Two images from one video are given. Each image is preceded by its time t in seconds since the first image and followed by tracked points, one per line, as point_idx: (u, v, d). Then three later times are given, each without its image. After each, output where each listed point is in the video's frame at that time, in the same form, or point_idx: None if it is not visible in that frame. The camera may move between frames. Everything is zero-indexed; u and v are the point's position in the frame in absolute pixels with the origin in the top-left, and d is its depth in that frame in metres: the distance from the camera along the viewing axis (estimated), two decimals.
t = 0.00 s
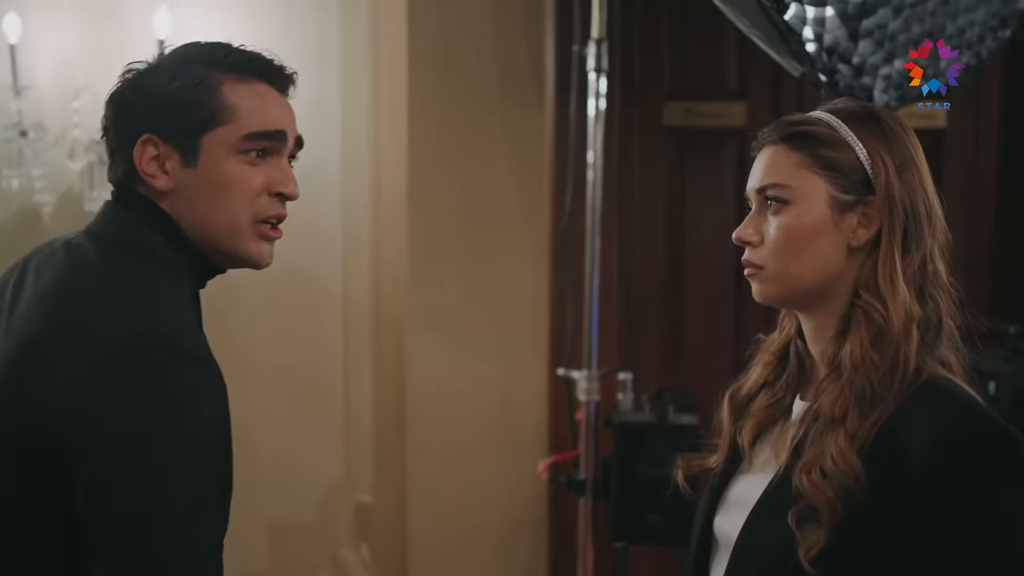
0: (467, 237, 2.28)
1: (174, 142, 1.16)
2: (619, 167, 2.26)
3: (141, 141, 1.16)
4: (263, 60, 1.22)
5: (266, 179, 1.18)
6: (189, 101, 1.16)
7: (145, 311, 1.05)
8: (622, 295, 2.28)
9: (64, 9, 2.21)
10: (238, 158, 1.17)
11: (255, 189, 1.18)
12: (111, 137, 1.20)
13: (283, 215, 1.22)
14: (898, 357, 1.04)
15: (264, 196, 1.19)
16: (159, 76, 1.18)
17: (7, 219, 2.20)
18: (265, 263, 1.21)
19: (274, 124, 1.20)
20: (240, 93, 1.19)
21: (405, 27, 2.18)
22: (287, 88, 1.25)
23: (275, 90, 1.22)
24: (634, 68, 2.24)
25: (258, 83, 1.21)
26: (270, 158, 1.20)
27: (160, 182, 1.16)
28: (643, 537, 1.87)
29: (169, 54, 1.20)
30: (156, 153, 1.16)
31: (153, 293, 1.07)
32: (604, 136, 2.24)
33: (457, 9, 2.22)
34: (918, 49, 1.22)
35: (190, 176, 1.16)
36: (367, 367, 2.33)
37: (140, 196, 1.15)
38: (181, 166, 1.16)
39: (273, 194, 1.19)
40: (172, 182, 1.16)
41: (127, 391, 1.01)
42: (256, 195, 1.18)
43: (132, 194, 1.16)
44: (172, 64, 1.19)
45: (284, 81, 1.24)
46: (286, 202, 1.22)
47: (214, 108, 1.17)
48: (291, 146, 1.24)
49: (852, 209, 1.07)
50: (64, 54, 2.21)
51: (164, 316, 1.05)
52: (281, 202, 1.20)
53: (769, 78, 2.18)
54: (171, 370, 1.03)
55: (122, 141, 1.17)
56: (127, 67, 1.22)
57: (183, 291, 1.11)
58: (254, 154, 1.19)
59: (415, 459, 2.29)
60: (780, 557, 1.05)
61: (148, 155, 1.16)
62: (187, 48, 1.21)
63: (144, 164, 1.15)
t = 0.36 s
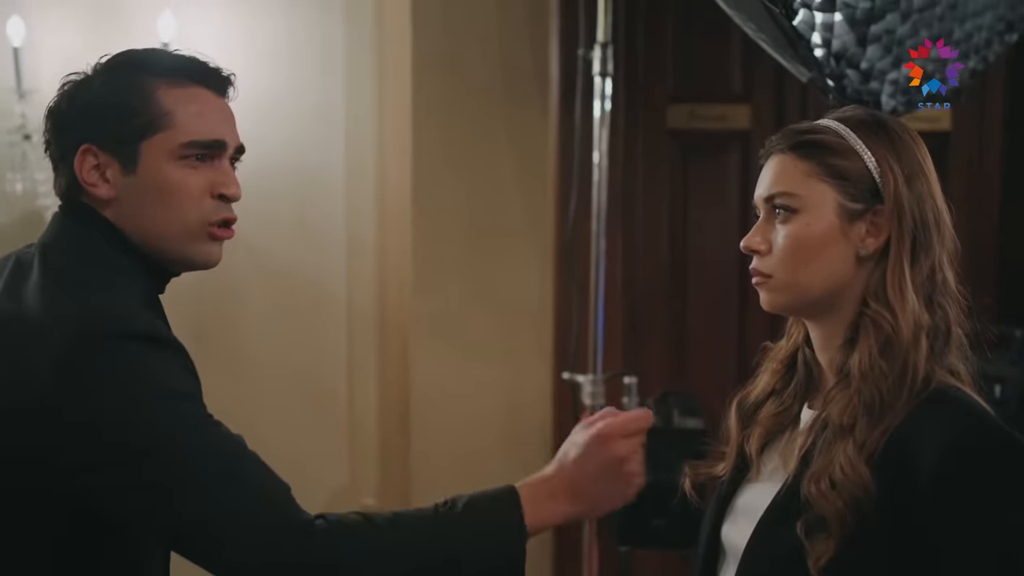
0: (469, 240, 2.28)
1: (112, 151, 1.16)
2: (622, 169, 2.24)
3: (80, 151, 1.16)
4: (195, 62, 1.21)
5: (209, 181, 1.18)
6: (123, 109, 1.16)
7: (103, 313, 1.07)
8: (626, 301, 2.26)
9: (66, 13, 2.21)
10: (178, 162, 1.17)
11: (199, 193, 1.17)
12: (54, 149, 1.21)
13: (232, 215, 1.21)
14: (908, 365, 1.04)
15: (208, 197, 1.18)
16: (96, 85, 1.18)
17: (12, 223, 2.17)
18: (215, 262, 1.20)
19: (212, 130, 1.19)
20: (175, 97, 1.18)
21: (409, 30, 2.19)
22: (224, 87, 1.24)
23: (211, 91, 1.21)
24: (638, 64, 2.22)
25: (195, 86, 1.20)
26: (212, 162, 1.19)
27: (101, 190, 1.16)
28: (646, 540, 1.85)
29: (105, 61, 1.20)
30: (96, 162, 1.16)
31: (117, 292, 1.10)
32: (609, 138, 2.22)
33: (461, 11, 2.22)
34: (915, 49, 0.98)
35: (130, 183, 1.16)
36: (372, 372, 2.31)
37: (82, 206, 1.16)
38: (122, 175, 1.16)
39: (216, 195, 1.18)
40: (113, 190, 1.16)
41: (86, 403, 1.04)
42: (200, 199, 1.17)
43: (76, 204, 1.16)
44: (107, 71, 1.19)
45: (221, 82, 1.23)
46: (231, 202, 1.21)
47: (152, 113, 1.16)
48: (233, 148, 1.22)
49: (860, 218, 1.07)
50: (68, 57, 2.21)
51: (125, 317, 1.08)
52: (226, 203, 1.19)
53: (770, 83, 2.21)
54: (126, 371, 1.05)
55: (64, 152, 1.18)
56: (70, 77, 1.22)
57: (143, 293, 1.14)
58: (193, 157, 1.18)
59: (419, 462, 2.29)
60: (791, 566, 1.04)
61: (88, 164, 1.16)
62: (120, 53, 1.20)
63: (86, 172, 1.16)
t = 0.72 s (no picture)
0: (468, 242, 2.32)
1: (112, 159, 1.00)
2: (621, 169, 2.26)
3: (79, 160, 1.01)
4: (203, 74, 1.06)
5: (206, 189, 1.01)
6: (121, 114, 1.01)
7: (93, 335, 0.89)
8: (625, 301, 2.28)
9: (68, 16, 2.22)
10: (176, 171, 1.00)
11: (194, 202, 1.00)
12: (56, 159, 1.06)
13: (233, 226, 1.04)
14: (896, 363, 1.04)
15: (205, 206, 1.01)
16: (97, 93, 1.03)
17: (14, 224, 2.19)
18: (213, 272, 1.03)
19: (213, 138, 1.02)
20: (174, 105, 1.02)
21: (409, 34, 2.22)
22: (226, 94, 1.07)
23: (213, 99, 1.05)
24: (637, 66, 2.25)
25: (194, 95, 1.03)
26: (208, 172, 1.02)
27: (100, 201, 1.00)
28: (645, 540, 1.86)
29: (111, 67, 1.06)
30: (95, 170, 1.01)
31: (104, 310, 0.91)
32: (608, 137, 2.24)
33: (462, 13, 2.27)
34: (916, 51, 0.97)
35: (129, 194, 1.00)
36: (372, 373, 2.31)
37: (83, 217, 1.01)
38: (121, 185, 1.00)
39: (213, 203, 1.01)
40: (114, 200, 1.00)
41: (75, 415, 0.88)
42: (197, 207, 1.00)
43: (76, 213, 1.01)
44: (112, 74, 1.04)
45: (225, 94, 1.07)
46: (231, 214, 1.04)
47: (148, 122, 1.01)
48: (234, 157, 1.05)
49: (849, 219, 1.08)
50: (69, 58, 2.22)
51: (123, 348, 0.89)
52: (222, 213, 1.02)
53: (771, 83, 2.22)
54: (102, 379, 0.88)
55: (64, 158, 1.03)
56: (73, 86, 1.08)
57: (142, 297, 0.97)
58: (193, 167, 1.01)
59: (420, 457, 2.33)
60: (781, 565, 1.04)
61: (87, 173, 1.01)
62: (127, 60, 1.06)
63: (84, 182, 1.01)
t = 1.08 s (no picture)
0: (473, 241, 2.33)
1: (140, 146, 0.96)
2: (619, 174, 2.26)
3: (107, 146, 0.97)
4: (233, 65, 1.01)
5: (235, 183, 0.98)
6: (147, 97, 0.97)
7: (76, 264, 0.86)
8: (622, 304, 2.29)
9: (70, 21, 2.23)
10: (203, 162, 0.97)
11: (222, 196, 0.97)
12: (81, 141, 1.02)
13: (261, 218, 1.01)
14: (883, 367, 1.03)
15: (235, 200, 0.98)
16: (124, 84, 0.98)
17: (15, 224, 2.20)
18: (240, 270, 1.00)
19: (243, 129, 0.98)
20: (207, 95, 0.98)
21: (407, 37, 2.24)
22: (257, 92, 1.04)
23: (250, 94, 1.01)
24: (634, 65, 2.25)
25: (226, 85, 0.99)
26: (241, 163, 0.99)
27: (127, 186, 0.97)
28: (645, 538, 1.89)
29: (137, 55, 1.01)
30: (123, 155, 0.97)
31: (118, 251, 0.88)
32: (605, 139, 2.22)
33: (462, 18, 2.28)
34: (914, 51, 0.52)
35: (157, 180, 0.97)
36: (371, 373, 2.37)
37: (106, 199, 0.97)
38: (149, 172, 0.97)
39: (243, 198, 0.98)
40: (140, 186, 0.97)
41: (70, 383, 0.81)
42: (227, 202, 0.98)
43: (100, 194, 0.97)
44: (139, 64, 0.99)
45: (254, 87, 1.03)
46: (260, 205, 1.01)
47: (177, 112, 0.97)
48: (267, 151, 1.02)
49: (839, 222, 1.07)
50: (72, 62, 2.23)
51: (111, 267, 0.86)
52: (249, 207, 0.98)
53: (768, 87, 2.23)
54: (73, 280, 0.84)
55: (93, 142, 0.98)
56: (98, 72, 1.03)
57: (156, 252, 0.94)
58: (222, 156, 0.98)
59: (419, 461, 2.34)
60: (769, 564, 1.03)
61: (115, 158, 0.97)
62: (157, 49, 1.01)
63: (111, 166, 0.97)
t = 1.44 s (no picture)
0: (469, 243, 2.35)
1: (171, 161, 1.03)
2: (614, 174, 2.27)
3: (139, 164, 1.03)
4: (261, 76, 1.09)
5: (267, 192, 1.04)
6: (174, 117, 1.04)
7: (115, 321, 0.89)
8: (618, 305, 2.30)
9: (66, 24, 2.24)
10: (235, 171, 1.04)
11: (255, 206, 1.03)
12: (111, 167, 1.09)
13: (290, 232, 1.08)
14: (867, 367, 1.04)
15: (268, 209, 1.04)
16: (150, 100, 1.06)
17: (15, 224, 2.25)
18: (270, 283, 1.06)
19: (270, 138, 1.06)
20: (235, 109, 1.06)
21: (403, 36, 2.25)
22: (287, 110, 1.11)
23: (270, 106, 1.08)
24: (629, 66, 2.26)
25: (251, 96, 1.07)
26: (268, 172, 1.06)
27: (160, 204, 1.02)
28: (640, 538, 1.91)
29: (164, 79, 1.09)
30: (155, 174, 1.03)
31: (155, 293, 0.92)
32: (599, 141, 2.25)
33: (459, 19, 2.29)
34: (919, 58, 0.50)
35: (191, 198, 1.03)
36: (367, 372, 2.36)
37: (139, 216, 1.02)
38: (181, 187, 1.03)
39: (275, 207, 1.05)
40: (172, 203, 1.03)
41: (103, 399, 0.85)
42: (261, 208, 1.04)
43: (133, 212, 1.03)
44: (161, 88, 1.07)
45: (279, 97, 1.10)
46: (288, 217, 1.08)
47: (204, 127, 1.04)
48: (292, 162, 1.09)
49: (824, 223, 1.08)
50: (69, 65, 2.24)
51: (159, 315, 0.91)
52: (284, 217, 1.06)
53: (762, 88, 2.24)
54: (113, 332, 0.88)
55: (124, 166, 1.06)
56: (127, 98, 1.11)
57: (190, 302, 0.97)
58: (252, 166, 1.05)
59: (415, 462, 2.36)
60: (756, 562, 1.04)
61: (147, 177, 1.03)
62: (180, 72, 1.09)
63: (143, 184, 1.03)
